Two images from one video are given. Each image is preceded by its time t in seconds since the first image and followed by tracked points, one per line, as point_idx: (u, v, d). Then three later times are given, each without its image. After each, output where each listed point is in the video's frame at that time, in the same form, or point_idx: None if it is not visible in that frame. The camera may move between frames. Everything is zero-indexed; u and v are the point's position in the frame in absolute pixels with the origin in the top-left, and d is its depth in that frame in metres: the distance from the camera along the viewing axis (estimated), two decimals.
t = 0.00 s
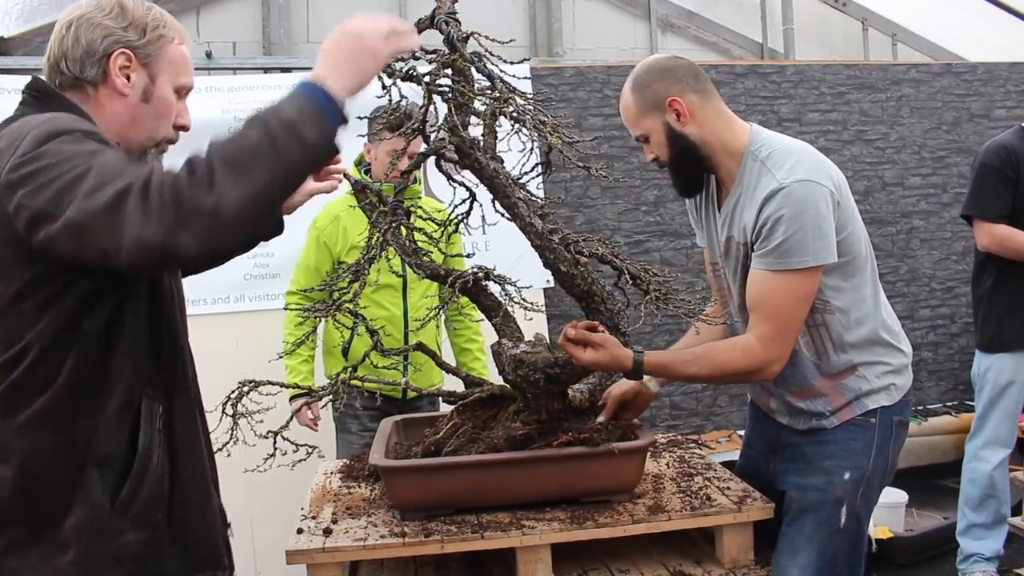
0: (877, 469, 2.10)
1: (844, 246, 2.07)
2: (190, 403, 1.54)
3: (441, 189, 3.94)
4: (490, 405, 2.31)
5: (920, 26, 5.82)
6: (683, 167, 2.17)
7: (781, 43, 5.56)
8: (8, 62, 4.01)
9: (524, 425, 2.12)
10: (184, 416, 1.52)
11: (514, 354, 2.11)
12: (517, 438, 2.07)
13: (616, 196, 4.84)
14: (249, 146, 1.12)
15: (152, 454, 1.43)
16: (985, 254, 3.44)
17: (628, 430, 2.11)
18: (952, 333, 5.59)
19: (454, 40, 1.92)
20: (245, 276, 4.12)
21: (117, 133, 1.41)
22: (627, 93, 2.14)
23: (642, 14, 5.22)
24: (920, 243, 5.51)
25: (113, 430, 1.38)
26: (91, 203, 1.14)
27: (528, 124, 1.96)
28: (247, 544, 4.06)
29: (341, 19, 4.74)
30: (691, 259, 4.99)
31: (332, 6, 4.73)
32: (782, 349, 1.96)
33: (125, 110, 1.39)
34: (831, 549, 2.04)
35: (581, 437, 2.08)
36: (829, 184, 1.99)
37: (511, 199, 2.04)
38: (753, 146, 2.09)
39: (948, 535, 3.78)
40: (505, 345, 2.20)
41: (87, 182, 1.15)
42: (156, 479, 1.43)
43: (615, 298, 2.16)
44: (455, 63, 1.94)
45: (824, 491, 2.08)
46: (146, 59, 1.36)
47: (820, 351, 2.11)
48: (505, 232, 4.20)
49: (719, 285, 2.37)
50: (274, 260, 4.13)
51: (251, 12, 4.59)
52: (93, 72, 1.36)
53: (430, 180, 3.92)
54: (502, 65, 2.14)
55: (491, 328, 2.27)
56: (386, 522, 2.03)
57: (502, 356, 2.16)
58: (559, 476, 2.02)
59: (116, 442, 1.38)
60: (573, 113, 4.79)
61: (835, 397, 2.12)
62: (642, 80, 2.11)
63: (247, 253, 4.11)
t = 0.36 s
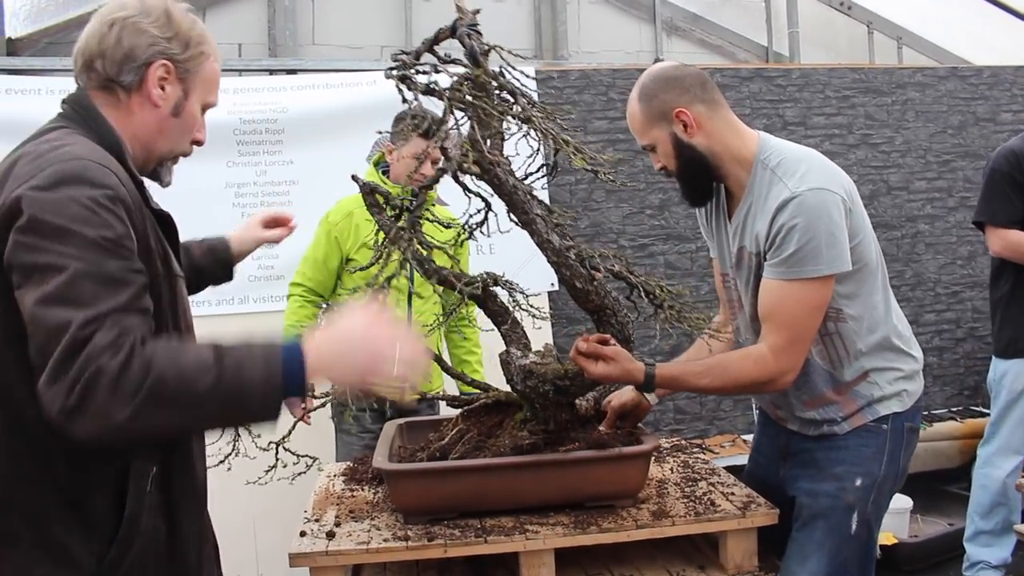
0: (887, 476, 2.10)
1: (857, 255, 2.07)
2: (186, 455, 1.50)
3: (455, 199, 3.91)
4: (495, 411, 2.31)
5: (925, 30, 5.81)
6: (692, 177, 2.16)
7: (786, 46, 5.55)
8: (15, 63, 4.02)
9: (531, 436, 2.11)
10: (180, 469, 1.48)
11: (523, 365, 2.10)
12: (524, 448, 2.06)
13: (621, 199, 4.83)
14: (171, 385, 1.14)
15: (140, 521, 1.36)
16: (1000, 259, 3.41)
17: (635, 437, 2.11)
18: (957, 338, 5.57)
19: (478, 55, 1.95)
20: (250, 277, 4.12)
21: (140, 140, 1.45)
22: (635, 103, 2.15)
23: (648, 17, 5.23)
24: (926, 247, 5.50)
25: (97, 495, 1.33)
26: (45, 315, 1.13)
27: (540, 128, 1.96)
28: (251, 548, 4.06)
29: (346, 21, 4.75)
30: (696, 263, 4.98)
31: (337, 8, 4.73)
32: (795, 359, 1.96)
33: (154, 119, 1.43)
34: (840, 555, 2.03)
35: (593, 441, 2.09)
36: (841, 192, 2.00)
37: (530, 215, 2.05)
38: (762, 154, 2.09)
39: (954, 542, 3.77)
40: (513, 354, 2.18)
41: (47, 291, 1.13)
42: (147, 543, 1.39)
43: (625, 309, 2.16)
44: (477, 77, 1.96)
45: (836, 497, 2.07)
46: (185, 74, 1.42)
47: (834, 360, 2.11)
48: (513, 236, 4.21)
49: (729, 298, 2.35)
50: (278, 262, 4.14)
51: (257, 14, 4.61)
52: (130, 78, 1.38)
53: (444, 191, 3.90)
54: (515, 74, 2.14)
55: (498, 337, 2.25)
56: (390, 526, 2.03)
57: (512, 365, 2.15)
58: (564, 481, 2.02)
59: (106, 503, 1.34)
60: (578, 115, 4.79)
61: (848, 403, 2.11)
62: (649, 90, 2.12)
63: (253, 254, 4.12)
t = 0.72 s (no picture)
0: (897, 481, 2.09)
1: (870, 266, 2.07)
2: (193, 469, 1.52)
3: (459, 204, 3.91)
4: (499, 416, 2.30)
5: (929, 33, 5.81)
6: (708, 181, 2.13)
7: (790, 49, 5.55)
8: (19, 68, 4.03)
9: (535, 440, 2.11)
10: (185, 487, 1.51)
11: (528, 370, 2.10)
12: (527, 452, 2.06)
13: (624, 202, 4.83)
14: (162, 546, 1.28)
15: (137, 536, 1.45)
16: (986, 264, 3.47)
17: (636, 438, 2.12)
18: (961, 341, 5.55)
19: (485, 61, 1.96)
20: (253, 281, 4.12)
21: (161, 147, 1.49)
22: (654, 103, 2.11)
23: (651, 20, 5.23)
24: (930, 250, 5.48)
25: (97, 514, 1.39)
26: (59, 358, 1.21)
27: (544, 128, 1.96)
28: (254, 552, 4.06)
29: (348, 25, 4.75)
30: (699, 266, 4.97)
31: (341, 12, 4.74)
32: (802, 369, 1.97)
33: (175, 127, 1.47)
34: (846, 560, 2.03)
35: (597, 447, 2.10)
36: (857, 207, 1.98)
37: (537, 222, 2.05)
38: (782, 163, 2.07)
39: (959, 546, 3.75)
40: (517, 358, 2.18)
41: (62, 334, 1.21)
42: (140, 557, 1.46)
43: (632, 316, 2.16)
44: (486, 83, 1.97)
45: (843, 501, 2.06)
46: (209, 83, 1.47)
47: (843, 371, 2.10)
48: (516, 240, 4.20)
49: (742, 299, 2.33)
50: (282, 266, 4.14)
51: (261, 18, 4.62)
52: (154, 84, 1.43)
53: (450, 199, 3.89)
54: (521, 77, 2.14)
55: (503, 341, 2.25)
56: (393, 530, 2.03)
57: (515, 369, 2.14)
58: (567, 484, 2.01)
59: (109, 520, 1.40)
60: (582, 118, 4.79)
61: (857, 409, 2.11)
62: (670, 91, 2.08)
63: (257, 256, 4.12)
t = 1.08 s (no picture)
0: (902, 480, 2.08)
1: (876, 268, 2.06)
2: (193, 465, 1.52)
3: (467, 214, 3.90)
4: (502, 418, 2.29)
5: (927, 28, 5.80)
6: (714, 178, 2.12)
7: (788, 46, 5.54)
8: (17, 73, 4.04)
9: (538, 446, 2.11)
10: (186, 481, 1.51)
11: (532, 377, 2.07)
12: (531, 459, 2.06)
13: (623, 201, 4.82)
14: (160, 548, 1.30)
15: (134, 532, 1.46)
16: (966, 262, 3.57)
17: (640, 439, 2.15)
18: (963, 336, 5.55)
19: (493, 73, 1.92)
20: (253, 283, 4.12)
21: (160, 148, 1.49)
22: (659, 98, 2.08)
23: (649, 18, 5.22)
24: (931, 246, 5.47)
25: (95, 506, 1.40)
26: (59, 352, 1.23)
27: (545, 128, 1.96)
28: (257, 554, 4.06)
29: (346, 25, 4.75)
30: (700, 264, 4.96)
31: (339, 14, 4.74)
32: (807, 374, 1.96)
33: (174, 126, 1.47)
34: (851, 559, 2.02)
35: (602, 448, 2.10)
36: (864, 211, 1.97)
37: (543, 235, 2.04)
38: (790, 163, 2.06)
39: (963, 542, 3.75)
40: (522, 364, 2.16)
41: (62, 327, 1.23)
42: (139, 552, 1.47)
43: (638, 323, 2.16)
44: (493, 97, 1.93)
45: (847, 500, 2.06)
46: (206, 82, 1.47)
47: (849, 373, 2.09)
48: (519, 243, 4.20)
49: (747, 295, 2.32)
50: (281, 268, 4.14)
51: (259, 21, 4.63)
52: (151, 84, 1.44)
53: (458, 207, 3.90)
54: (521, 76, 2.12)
55: (507, 344, 2.24)
56: (396, 531, 2.02)
57: (519, 376, 2.13)
58: (570, 483, 2.01)
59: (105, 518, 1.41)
60: (581, 117, 4.78)
61: (862, 408, 2.11)
62: (676, 88, 2.05)
63: (257, 259, 4.12)
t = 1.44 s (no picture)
0: (907, 480, 2.08)
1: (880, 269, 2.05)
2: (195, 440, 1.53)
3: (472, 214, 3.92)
4: (504, 416, 2.29)
5: (930, 25, 5.79)
6: (715, 183, 2.11)
7: (790, 44, 5.54)
8: (20, 71, 4.05)
9: (540, 445, 2.09)
10: (185, 455, 1.51)
11: (535, 376, 2.08)
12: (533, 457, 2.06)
13: (625, 199, 4.83)
14: (139, 513, 1.27)
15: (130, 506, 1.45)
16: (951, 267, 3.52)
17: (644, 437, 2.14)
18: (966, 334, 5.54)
19: (499, 73, 1.95)
20: (255, 281, 4.12)
21: (166, 148, 1.50)
22: (659, 104, 2.08)
23: (651, 15, 5.21)
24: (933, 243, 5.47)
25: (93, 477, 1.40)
26: (51, 318, 1.23)
27: (547, 127, 1.96)
28: (260, 551, 4.06)
29: (346, 22, 4.75)
30: (702, 261, 4.96)
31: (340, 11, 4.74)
32: (810, 378, 1.97)
33: (178, 126, 1.48)
34: (855, 557, 2.02)
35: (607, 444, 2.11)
36: (865, 213, 1.97)
37: (548, 235, 2.04)
38: (791, 167, 2.06)
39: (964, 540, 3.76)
40: (524, 364, 2.17)
41: (53, 293, 1.24)
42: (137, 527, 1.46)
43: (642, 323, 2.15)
44: (499, 97, 1.94)
45: (852, 499, 2.06)
46: (205, 82, 1.48)
47: (854, 374, 2.09)
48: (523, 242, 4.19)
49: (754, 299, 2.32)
50: (283, 265, 4.14)
51: (261, 18, 4.63)
52: (152, 87, 1.45)
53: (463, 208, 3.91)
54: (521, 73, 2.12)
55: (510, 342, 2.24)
56: (398, 527, 2.03)
57: (523, 375, 2.14)
58: (572, 481, 2.01)
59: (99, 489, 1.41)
60: (582, 115, 4.79)
61: (868, 408, 2.11)
62: (675, 95, 2.05)
63: (259, 257, 4.12)
